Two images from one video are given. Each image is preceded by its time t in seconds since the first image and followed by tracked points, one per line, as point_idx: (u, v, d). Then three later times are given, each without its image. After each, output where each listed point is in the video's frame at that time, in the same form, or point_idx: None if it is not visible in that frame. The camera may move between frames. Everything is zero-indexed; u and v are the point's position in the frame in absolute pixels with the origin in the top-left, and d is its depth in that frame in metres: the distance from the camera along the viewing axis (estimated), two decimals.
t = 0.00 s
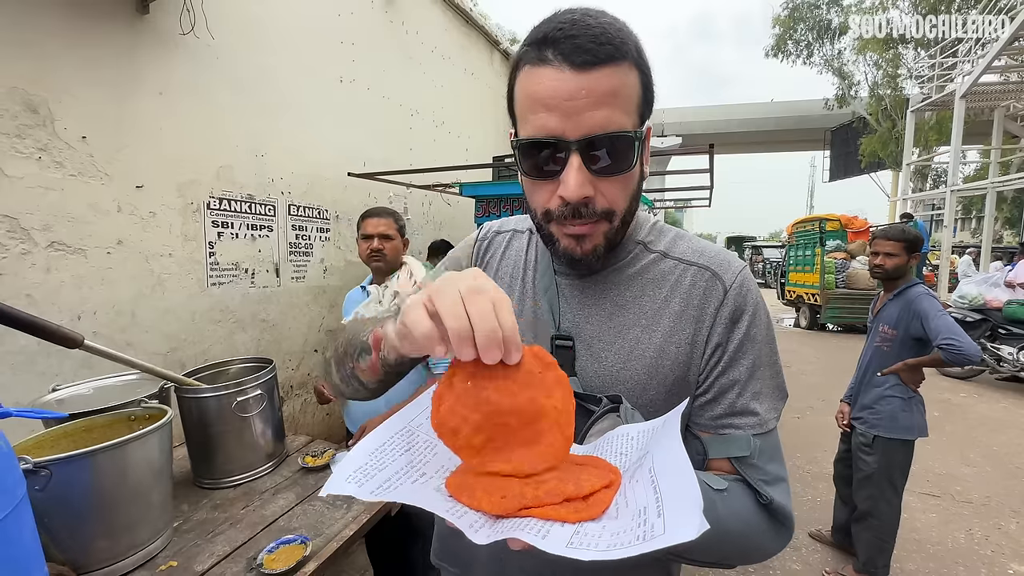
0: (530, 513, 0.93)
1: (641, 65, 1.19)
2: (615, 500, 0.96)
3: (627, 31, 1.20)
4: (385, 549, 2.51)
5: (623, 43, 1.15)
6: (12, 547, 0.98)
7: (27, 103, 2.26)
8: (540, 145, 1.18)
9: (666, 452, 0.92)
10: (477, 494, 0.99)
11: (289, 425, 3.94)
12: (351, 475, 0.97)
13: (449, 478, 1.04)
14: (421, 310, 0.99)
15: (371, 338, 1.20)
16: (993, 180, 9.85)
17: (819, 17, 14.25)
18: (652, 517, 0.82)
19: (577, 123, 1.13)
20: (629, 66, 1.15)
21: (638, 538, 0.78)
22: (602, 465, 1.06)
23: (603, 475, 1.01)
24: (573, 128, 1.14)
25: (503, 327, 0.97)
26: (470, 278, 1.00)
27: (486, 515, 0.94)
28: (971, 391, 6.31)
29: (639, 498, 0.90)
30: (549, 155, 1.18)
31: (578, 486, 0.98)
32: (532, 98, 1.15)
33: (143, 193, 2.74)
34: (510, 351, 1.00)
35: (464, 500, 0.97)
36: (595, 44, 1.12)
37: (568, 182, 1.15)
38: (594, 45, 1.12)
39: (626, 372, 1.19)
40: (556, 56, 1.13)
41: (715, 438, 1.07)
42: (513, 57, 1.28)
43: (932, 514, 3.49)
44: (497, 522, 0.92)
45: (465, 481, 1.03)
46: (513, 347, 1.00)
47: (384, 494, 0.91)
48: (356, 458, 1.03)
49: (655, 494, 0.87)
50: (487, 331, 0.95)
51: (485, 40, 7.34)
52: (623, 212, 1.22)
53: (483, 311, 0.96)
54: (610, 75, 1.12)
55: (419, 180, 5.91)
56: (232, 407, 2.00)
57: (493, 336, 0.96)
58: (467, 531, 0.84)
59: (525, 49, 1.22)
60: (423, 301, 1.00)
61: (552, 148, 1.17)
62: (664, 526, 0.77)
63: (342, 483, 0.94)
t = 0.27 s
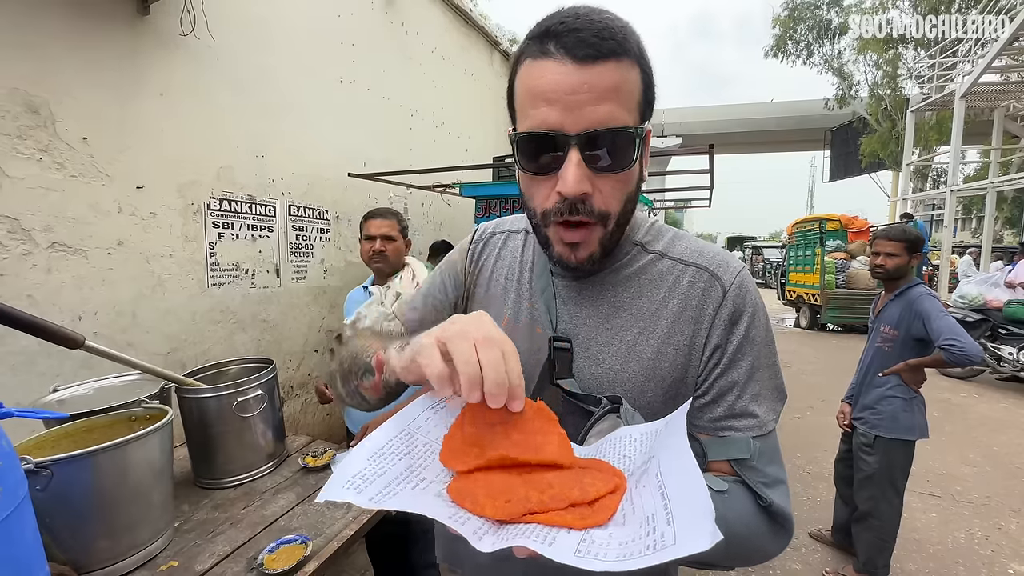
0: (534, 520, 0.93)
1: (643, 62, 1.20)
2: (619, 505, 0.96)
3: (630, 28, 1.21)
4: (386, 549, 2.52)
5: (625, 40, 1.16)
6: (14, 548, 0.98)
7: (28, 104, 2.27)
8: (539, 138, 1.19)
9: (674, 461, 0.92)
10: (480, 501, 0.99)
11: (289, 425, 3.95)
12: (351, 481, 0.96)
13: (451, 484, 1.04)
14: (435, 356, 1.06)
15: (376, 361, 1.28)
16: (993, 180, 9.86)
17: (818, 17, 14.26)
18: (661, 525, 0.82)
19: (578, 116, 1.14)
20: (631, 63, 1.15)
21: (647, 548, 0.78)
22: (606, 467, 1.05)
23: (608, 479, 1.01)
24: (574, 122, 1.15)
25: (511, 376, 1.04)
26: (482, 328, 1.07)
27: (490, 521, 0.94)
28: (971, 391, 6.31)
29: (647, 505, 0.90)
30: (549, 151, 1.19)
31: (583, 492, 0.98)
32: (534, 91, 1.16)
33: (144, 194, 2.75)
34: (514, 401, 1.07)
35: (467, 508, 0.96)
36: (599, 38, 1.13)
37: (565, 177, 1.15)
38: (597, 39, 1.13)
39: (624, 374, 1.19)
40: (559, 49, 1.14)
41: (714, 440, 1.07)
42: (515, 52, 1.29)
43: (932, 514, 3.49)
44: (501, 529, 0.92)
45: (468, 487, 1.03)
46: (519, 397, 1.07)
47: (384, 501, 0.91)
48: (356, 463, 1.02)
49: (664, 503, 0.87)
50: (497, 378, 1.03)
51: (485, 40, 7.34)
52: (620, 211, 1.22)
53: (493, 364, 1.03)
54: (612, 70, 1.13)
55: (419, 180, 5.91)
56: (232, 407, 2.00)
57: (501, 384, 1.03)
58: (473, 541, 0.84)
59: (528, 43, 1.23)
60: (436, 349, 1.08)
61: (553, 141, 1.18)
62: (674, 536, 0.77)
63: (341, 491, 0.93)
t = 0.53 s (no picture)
0: (506, 460, 0.95)
1: (627, 52, 1.24)
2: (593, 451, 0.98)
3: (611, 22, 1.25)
4: (386, 549, 2.52)
5: (608, 29, 1.20)
6: (16, 547, 0.98)
7: (29, 106, 2.27)
8: (535, 130, 1.20)
9: (647, 408, 0.94)
10: (453, 444, 1.00)
11: (290, 425, 3.95)
12: (327, 422, 0.97)
13: (427, 430, 1.05)
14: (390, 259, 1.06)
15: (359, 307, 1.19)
16: (994, 180, 9.85)
17: (819, 17, 14.27)
18: (627, 461, 0.83)
19: (573, 104, 1.16)
20: (616, 50, 1.19)
21: (611, 479, 0.79)
22: (585, 422, 1.07)
23: (583, 430, 1.03)
24: (570, 109, 1.16)
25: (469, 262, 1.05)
26: (431, 222, 1.07)
27: (461, 462, 0.95)
28: (972, 391, 6.31)
29: (616, 448, 0.92)
30: (546, 142, 1.20)
31: (557, 437, 1.00)
32: (527, 85, 1.18)
33: (144, 194, 2.75)
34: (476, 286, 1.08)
35: (440, 449, 0.97)
36: (584, 28, 1.17)
37: (570, 162, 1.16)
38: (582, 29, 1.17)
39: (619, 367, 1.20)
40: (546, 44, 1.17)
41: (708, 433, 1.08)
42: (503, 53, 1.32)
43: (932, 514, 3.50)
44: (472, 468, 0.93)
45: (444, 433, 1.04)
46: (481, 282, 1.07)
47: (359, 440, 0.91)
48: (335, 408, 1.03)
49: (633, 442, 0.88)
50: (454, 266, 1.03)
51: (485, 41, 7.35)
52: (622, 192, 1.23)
53: (449, 250, 1.03)
54: (600, 57, 1.16)
55: (419, 180, 5.92)
56: (233, 407, 2.00)
57: (460, 270, 1.03)
58: (439, 470, 0.85)
59: (516, 43, 1.26)
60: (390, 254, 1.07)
61: (549, 132, 1.19)
62: (637, 467, 0.78)
63: (319, 429, 0.93)
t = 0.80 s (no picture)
0: (484, 454, 0.96)
1: (628, 51, 1.24)
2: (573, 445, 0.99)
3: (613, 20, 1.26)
4: (387, 550, 2.52)
5: (610, 28, 1.21)
6: (18, 547, 0.98)
7: (30, 107, 2.28)
8: (532, 124, 1.21)
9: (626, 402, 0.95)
10: (434, 436, 1.01)
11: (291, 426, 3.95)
12: (315, 412, 0.99)
13: (411, 423, 1.07)
14: (365, 230, 1.07)
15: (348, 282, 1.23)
16: (994, 180, 9.85)
17: (819, 17, 14.29)
18: (601, 455, 0.84)
19: (571, 98, 1.16)
20: (617, 49, 1.20)
21: (581, 473, 0.81)
22: (568, 415, 1.08)
23: (565, 422, 1.04)
24: (568, 104, 1.17)
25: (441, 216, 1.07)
26: (394, 179, 1.07)
27: (441, 454, 0.96)
28: (972, 391, 6.31)
29: (594, 441, 0.93)
30: (543, 136, 1.21)
31: (537, 431, 1.02)
32: (525, 79, 1.19)
33: (145, 195, 2.75)
34: (456, 237, 1.11)
35: (421, 442, 0.99)
36: (584, 25, 1.18)
37: (565, 158, 1.16)
38: (582, 26, 1.17)
39: (617, 369, 1.20)
40: (548, 39, 1.17)
41: (703, 435, 1.09)
42: (505, 49, 1.33)
43: (933, 514, 3.49)
44: (451, 461, 0.94)
45: (428, 426, 1.06)
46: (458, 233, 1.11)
47: (343, 432, 0.93)
48: (324, 399, 1.05)
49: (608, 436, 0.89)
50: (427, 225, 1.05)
51: (485, 41, 7.35)
52: (620, 189, 1.23)
53: (421, 210, 1.05)
54: (599, 55, 1.17)
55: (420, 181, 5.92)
56: (234, 408, 2.00)
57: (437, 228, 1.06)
58: (417, 464, 0.86)
59: (517, 38, 1.27)
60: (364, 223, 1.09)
61: (547, 126, 1.19)
62: (608, 462, 0.80)
63: (305, 422, 0.94)
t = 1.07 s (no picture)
0: (490, 449, 0.95)
1: (623, 53, 1.23)
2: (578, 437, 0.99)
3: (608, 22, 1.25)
4: (388, 550, 2.52)
5: (603, 31, 1.20)
6: (19, 548, 0.98)
7: (31, 107, 2.28)
8: (521, 127, 1.21)
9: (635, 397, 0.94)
10: (439, 433, 1.01)
11: (292, 426, 3.95)
12: (317, 415, 0.98)
13: (415, 420, 1.06)
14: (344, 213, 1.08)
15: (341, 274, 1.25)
16: (995, 180, 9.84)
17: (819, 17, 14.28)
18: (610, 449, 0.83)
19: (557, 102, 1.17)
20: (610, 53, 1.19)
21: (591, 464, 0.80)
22: (575, 408, 1.08)
23: (571, 415, 1.04)
24: (553, 108, 1.17)
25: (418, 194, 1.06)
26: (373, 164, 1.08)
27: (448, 453, 0.96)
28: (973, 391, 6.30)
29: (602, 434, 0.92)
30: (532, 138, 1.21)
31: (542, 424, 1.01)
32: (515, 83, 1.20)
33: (146, 196, 2.75)
34: (435, 218, 1.11)
35: (426, 439, 0.98)
36: (576, 28, 1.17)
37: (547, 163, 1.16)
38: (574, 29, 1.17)
39: (616, 370, 1.20)
40: (538, 41, 1.17)
41: (703, 434, 1.09)
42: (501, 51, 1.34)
43: (935, 515, 3.49)
44: (456, 457, 0.93)
45: (432, 423, 1.05)
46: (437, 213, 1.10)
47: (347, 432, 0.92)
48: (325, 401, 1.04)
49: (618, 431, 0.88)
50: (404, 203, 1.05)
51: (486, 42, 7.35)
52: (606, 195, 1.22)
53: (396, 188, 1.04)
54: (590, 58, 1.16)
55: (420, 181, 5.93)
56: (234, 409, 2.00)
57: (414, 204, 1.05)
58: (423, 462, 0.85)
59: (512, 41, 1.27)
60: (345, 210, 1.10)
61: (535, 130, 1.20)
62: (618, 455, 0.79)
63: (308, 424, 0.94)
